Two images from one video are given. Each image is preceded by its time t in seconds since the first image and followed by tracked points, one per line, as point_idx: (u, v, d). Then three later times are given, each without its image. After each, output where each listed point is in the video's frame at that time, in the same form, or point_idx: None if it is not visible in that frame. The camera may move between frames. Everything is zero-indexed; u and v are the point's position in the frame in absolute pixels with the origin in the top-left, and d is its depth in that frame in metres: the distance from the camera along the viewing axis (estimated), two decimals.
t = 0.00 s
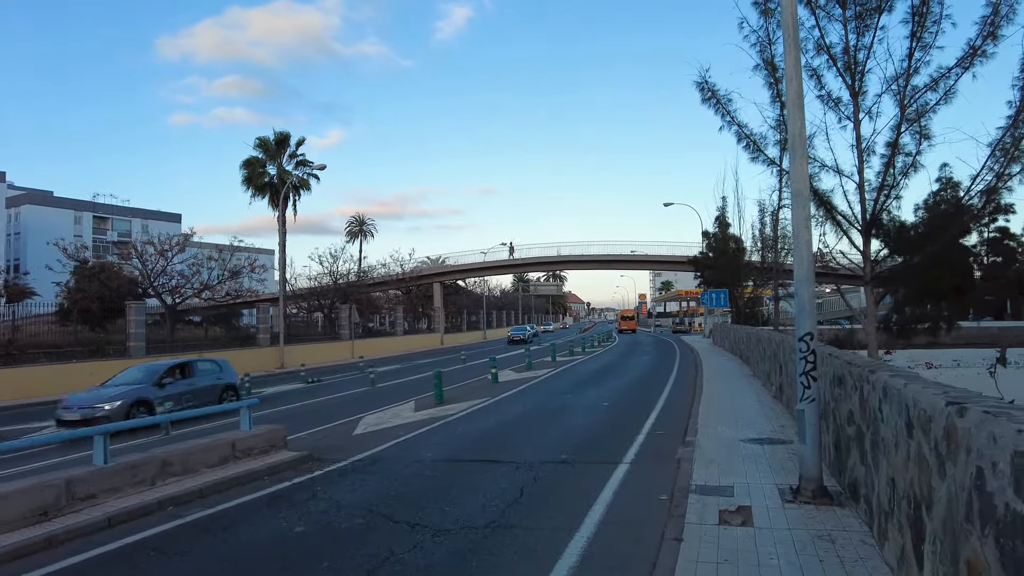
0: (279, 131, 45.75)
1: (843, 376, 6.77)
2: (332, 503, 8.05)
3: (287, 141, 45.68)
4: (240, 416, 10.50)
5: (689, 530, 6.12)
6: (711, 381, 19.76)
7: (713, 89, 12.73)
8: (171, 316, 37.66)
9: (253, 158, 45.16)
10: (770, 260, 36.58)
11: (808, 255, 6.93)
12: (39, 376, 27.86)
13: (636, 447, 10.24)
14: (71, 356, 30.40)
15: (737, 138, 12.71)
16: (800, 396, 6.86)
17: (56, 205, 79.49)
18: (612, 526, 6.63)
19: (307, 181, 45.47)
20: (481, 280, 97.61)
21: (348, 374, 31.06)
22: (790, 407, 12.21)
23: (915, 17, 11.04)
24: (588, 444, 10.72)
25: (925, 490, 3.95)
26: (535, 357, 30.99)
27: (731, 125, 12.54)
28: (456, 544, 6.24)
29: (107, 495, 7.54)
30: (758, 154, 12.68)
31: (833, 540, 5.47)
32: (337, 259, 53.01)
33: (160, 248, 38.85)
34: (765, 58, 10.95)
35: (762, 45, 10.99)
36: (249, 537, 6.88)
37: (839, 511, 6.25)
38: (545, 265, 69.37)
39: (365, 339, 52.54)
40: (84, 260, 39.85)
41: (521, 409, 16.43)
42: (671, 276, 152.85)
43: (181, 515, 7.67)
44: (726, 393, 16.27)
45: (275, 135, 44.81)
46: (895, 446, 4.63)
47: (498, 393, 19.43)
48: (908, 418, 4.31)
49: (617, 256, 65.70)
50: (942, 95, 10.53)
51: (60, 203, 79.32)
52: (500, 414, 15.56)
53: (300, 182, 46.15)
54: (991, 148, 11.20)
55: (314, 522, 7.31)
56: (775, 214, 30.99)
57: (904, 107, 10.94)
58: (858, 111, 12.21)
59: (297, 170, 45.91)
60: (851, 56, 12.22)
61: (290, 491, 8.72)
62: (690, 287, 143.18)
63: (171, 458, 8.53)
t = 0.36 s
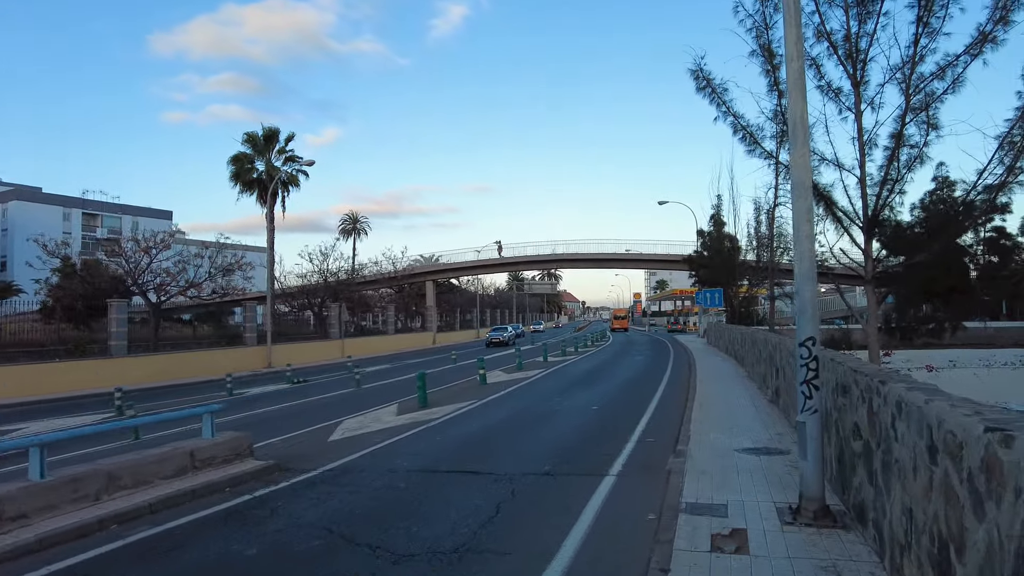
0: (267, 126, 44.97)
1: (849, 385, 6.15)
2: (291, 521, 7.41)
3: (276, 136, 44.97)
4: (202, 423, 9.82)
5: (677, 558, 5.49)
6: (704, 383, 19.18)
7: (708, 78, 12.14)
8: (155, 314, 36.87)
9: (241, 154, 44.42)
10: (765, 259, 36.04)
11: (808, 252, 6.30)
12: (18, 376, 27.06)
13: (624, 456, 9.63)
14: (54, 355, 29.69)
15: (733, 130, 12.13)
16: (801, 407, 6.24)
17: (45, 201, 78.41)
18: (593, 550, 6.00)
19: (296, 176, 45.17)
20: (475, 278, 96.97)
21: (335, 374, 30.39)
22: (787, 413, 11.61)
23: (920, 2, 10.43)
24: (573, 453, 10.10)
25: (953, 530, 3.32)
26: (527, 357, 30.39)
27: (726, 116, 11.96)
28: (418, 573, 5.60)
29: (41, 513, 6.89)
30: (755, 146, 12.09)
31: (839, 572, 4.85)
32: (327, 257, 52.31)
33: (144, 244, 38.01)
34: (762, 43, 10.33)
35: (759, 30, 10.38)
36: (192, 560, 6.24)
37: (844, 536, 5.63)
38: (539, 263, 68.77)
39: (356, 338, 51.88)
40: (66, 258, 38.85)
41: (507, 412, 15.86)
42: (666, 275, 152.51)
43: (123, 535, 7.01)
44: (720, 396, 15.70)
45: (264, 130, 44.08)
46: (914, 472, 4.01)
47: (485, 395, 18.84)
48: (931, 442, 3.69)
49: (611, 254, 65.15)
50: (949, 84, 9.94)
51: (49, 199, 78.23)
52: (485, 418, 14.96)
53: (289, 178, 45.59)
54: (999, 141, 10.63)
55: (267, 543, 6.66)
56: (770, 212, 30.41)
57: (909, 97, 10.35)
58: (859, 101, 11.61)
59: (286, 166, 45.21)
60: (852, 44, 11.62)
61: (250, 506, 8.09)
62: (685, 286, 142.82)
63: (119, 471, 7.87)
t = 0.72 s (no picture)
0: (253, 122, 44.22)
1: (853, 386, 5.60)
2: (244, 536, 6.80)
3: (262, 132, 44.28)
4: (160, 428, 9.14)
5: None
6: (696, 384, 18.66)
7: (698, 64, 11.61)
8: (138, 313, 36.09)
9: (227, 150, 43.68)
10: (758, 257, 35.63)
11: (808, 239, 5.73)
12: None
13: (610, 462, 9.07)
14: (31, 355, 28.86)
15: (725, 118, 11.59)
16: (799, 412, 5.68)
17: (30, 198, 77.26)
18: (571, 571, 5.41)
19: (282, 174, 44.79)
20: (467, 277, 96.37)
21: (320, 374, 29.73)
22: (781, 415, 11.08)
23: None
24: (557, 458, 9.54)
25: (986, 564, 2.78)
26: (516, 357, 29.80)
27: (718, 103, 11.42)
28: None
29: None
30: (748, 135, 11.55)
31: None
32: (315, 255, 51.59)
33: (126, 242, 37.11)
34: (756, 25, 9.78)
35: (752, 11, 9.83)
36: None
37: (848, 555, 5.08)
38: (530, 262, 68.25)
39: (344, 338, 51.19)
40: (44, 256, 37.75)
41: (492, 414, 15.27)
42: (659, 274, 152.35)
43: (58, 553, 6.40)
44: (712, 397, 15.17)
45: (249, 125, 43.37)
46: (933, 491, 3.46)
47: (471, 395, 18.25)
48: (956, 457, 3.14)
49: (603, 253, 64.71)
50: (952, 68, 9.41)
51: (34, 196, 77.05)
52: (468, 420, 14.37)
53: (276, 175, 45.00)
54: (1004, 129, 10.12)
55: (214, 561, 6.07)
56: (763, 209, 29.94)
57: (910, 82, 9.81)
58: (858, 88, 11.08)
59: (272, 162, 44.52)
60: (850, 29, 11.09)
61: (205, 518, 7.49)
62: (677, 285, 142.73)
63: (60, 482, 7.23)
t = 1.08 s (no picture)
0: (240, 117, 43.40)
1: (868, 391, 5.03)
2: (195, 554, 6.19)
3: (249, 128, 43.44)
4: (115, 434, 8.46)
5: None
6: (690, 385, 18.13)
7: (694, 48, 11.06)
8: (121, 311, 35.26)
9: (212, 145, 42.80)
10: (751, 255, 35.13)
11: (818, 227, 5.16)
12: None
13: (599, 470, 8.49)
14: (7, 355, 27.91)
15: (722, 105, 11.04)
16: (808, 420, 5.09)
17: (14, 195, 75.93)
18: None
19: (269, 171, 43.92)
20: (458, 276, 95.69)
21: (305, 375, 28.98)
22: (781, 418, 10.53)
23: None
24: (543, 465, 8.94)
25: None
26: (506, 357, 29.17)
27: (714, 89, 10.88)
28: None
29: None
30: (746, 124, 11.01)
31: None
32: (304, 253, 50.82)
33: (109, 239, 36.09)
34: (756, 4, 9.20)
35: None
36: None
37: None
38: (522, 261, 67.67)
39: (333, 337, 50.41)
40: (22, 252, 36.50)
41: (479, 416, 14.69)
42: (651, 273, 152.17)
43: None
44: (707, 399, 14.61)
45: (236, 120, 42.53)
46: (981, 523, 2.90)
47: (459, 396, 17.65)
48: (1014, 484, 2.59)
49: (596, 251, 64.21)
50: (965, 51, 8.85)
51: (18, 193, 75.75)
52: (454, 423, 13.77)
53: (262, 171, 44.16)
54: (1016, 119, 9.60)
55: None
56: (758, 207, 29.45)
57: (919, 66, 9.25)
58: (861, 74, 10.54)
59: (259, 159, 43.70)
60: (853, 12, 10.54)
61: (157, 533, 6.83)
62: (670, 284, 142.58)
63: None
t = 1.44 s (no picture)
0: (227, 112, 42.54)
1: (888, 407, 4.42)
2: None
3: (236, 123, 42.61)
4: (61, 445, 7.77)
5: None
6: (685, 388, 17.56)
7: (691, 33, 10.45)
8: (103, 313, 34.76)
9: (199, 140, 41.94)
10: (747, 254, 34.60)
11: (833, 221, 4.53)
12: None
13: (587, 485, 7.87)
14: None
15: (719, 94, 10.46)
16: (819, 440, 4.48)
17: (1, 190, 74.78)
18: None
19: (257, 166, 43.33)
20: (451, 274, 95.01)
21: (290, 375, 28.27)
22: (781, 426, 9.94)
23: None
24: (527, 480, 8.31)
25: None
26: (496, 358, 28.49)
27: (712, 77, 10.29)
28: None
29: None
30: (745, 114, 10.42)
31: None
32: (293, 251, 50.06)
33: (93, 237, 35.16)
34: None
35: None
36: None
37: None
38: (515, 259, 67.05)
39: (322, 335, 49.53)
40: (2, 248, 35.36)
41: (466, 419, 14.10)
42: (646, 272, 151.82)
43: None
44: (703, 404, 14.04)
45: (223, 115, 41.70)
46: None
47: (446, 399, 17.04)
48: None
49: (590, 250, 63.66)
50: (980, 35, 8.26)
51: (6, 189, 74.61)
52: (439, 428, 13.15)
53: (250, 167, 43.40)
54: None
55: None
56: (754, 204, 28.89)
57: (930, 52, 8.67)
58: (867, 62, 9.95)
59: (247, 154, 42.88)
60: None
61: (94, 558, 6.12)
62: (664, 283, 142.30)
63: None
